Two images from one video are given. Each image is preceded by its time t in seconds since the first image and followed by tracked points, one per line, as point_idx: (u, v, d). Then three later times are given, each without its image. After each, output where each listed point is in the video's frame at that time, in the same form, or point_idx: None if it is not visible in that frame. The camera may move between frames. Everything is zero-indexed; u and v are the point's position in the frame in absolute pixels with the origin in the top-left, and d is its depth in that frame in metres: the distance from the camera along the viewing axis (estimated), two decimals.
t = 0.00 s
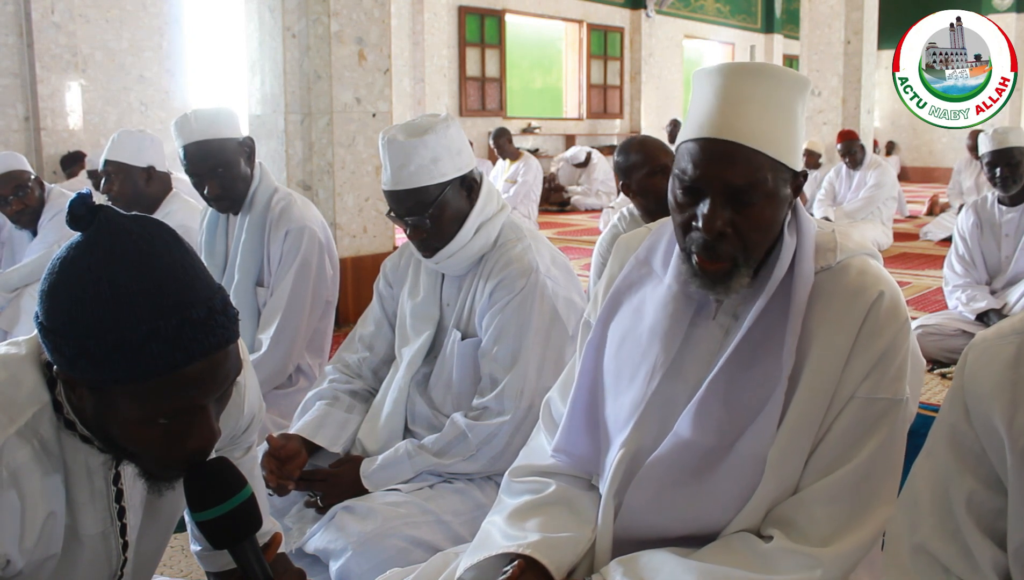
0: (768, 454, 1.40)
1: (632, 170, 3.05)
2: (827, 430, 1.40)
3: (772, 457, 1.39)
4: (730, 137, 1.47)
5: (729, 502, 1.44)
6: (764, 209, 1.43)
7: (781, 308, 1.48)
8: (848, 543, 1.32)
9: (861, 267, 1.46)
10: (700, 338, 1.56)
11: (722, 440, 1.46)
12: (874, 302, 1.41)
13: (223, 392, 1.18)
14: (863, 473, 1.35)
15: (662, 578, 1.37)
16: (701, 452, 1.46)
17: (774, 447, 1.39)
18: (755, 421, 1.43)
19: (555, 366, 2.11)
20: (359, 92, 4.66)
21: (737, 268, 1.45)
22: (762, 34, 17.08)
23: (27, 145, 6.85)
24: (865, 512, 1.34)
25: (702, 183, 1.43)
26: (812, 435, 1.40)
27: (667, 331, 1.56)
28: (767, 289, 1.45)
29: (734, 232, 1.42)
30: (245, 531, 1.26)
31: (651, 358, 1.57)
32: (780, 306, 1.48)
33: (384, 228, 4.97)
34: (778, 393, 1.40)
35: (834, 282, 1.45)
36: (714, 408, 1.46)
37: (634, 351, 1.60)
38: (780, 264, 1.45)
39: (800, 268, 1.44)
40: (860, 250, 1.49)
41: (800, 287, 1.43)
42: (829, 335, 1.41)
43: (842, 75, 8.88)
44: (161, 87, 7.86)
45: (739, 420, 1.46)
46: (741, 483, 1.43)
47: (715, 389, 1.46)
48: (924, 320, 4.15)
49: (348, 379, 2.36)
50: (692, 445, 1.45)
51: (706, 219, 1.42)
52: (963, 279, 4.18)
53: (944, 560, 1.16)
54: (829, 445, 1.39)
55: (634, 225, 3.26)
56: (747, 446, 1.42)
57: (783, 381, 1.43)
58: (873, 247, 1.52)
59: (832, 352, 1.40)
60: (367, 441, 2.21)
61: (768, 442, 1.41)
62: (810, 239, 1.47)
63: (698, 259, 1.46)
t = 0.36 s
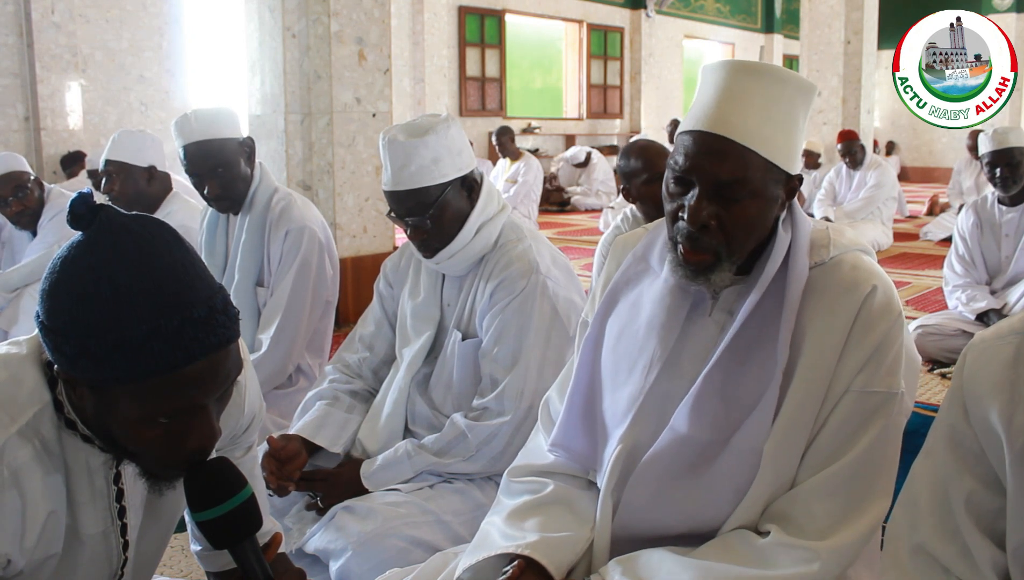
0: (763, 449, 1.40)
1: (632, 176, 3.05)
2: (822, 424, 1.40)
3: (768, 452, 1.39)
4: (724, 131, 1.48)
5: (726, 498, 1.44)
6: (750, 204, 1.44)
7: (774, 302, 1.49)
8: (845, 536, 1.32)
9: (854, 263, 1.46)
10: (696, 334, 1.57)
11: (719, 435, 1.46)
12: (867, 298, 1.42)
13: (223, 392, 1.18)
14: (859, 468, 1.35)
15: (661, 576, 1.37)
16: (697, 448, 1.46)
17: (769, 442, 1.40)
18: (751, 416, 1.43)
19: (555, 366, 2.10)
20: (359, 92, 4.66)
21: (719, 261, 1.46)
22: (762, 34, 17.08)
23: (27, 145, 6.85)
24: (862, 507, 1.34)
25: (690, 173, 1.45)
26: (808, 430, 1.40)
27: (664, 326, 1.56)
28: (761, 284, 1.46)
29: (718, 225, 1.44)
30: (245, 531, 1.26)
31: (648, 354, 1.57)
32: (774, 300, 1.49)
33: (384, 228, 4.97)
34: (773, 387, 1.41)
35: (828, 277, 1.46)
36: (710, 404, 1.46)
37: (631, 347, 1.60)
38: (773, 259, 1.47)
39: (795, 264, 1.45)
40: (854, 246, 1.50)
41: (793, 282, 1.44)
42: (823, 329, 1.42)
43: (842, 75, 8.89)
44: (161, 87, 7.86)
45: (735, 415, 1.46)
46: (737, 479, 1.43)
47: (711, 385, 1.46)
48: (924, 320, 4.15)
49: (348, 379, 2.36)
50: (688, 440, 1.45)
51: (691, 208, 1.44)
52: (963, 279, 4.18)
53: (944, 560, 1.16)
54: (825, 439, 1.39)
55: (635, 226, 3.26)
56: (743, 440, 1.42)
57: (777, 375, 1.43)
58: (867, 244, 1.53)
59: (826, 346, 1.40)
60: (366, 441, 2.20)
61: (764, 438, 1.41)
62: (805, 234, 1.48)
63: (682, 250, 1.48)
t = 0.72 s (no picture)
0: (763, 450, 1.40)
1: (631, 176, 3.05)
2: (822, 425, 1.40)
3: (768, 453, 1.39)
4: (723, 128, 1.47)
5: (725, 499, 1.44)
6: (747, 203, 1.44)
7: (774, 302, 1.48)
8: (845, 538, 1.32)
9: (854, 263, 1.46)
10: (696, 334, 1.57)
11: (718, 435, 1.46)
12: (867, 297, 1.42)
13: (223, 391, 1.18)
14: (859, 469, 1.35)
15: (661, 576, 1.37)
16: (697, 449, 1.46)
17: (769, 443, 1.39)
18: (750, 416, 1.43)
19: (555, 366, 2.10)
20: (359, 92, 4.66)
21: (715, 258, 1.46)
22: (762, 33, 17.08)
23: (27, 145, 6.85)
24: (862, 509, 1.34)
25: (687, 168, 1.46)
26: (807, 430, 1.40)
27: (664, 326, 1.56)
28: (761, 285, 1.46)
29: (715, 222, 1.44)
30: (245, 531, 1.26)
31: (647, 353, 1.57)
32: (773, 300, 1.49)
33: (384, 228, 4.97)
34: (773, 387, 1.41)
35: (827, 277, 1.46)
36: (709, 404, 1.46)
37: (631, 346, 1.60)
38: (772, 260, 1.47)
39: (794, 264, 1.45)
40: (854, 246, 1.50)
41: (793, 282, 1.44)
42: (823, 330, 1.42)
43: (842, 75, 8.89)
44: (161, 87, 7.85)
45: (734, 416, 1.46)
46: (737, 480, 1.43)
47: (710, 385, 1.46)
48: (924, 320, 4.15)
49: (348, 379, 2.37)
50: (688, 440, 1.45)
51: (688, 204, 1.44)
52: (963, 279, 4.18)
53: (945, 559, 1.16)
54: (825, 440, 1.39)
55: (634, 226, 3.26)
56: (743, 441, 1.42)
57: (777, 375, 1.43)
58: (867, 244, 1.53)
59: (826, 346, 1.40)
60: (366, 441, 2.20)
61: (763, 438, 1.41)
62: (805, 234, 1.48)
63: (678, 245, 1.48)
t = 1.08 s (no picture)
0: (764, 452, 1.40)
1: (629, 177, 3.05)
2: (823, 428, 1.40)
3: (769, 455, 1.39)
4: (726, 136, 1.48)
5: (726, 501, 1.44)
6: (750, 208, 1.44)
7: (776, 304, 1.48)
8: (846, 541, 1.32)
9: (856, 265, 1.46)
10: (697, 335, 1.57)
11: (719, 438, 1.46)
12: (869, 300, 1.42)
13: (223, 390, 1.18)
14: (860, 472, 1.35)
15: (662, 577, 1.37)
16: (697, 450, 1.46)
17: (770, 445, 1.39)
18: (751, 419, 1.43)
19: (555, 365, 2.11)
20: (359, 92, 4.66)
21: (719, 265, 1.46)
22: (762, 34, 17.09)
23: (27, 145, 6.86)
24: (863, 512, 1.34)
25: (692, 177, 1.45)
26: (809, 433, 1.40)
27: (665, 327, 1.56)
28: (762, 288, 1.46)
29: (719, 228, 1.43)
30: (245, 531, 1.26)
31: (648, 354, 1.57)
32: (774, 302, 1.49)
33: (384, 228, 4.97)
34: (774, 389, 1.41)
35: (830, 279, 1.46)
36: (710, 405, 1.46)
37: (631, 347, 1.60)
38: (774, 263, 1.47)
39: (796, 265, 1.45)
40: (856, 248, 1.50)
41: (795, 285, 1.44)
42: (825, 332, 1.42)
43: (842, 75, 8.89)
44: (161, 87, 7.85)
45: (735, 418, 1.46)
46: (738, 482, 1.43)
47: (711, 386, 1.46)
48: (924, 320, 4.15)
49: (348, 379, 2.37)
50: (689, 442, 1.45)
51: (693, 212, 1.44)
52: (963, 279, 4.18)
53: (946, 557, 1.16)
54: (826, 443, 1.39)
55: (634, 226, 3.26)
56: (744, 443, 1.42)
57: (779, 377, 1.43)
58: (868, 245, 1.53)
59: (828, 349, 1.40)
60: (366, 441, 2.20)
61: (764, 440, 1.41)
62: (807, 236, 1.48)
63: (682, 252, 1.47)
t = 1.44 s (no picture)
0: (765, 452, 1.40)
1: (630, 178, 3.06)
2: (825, 428, 1.40)
3: (770, 456, 1.39)
4: (726, 132, 1.47)
5: (727, 502, 1.44)
6: (747, 205, 1.44)
7: (776, 304, 1.48)
8: (847, 542, 1.32)
9: (856, 265, 1.46)
10: (698, 336, 1.57)
11: (720, 438, 1.46)
12: (869, 300, 1.41)
13: (223, 389, 1.18)
14: (861, 472, 1.35)
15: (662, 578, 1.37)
16: (698, 451, 1.46)
17: (771, 446, 1.39)
18: (752, 420, 1.44)
19: (555, 366, 2.10)
20: (359, 92, 4.66)
21: (716, 262, 1.46)
22: (762, 34, 17.09)
23: (27, 145, 6.86)
24: (864, 513, 1.34)
25: (690, 175, 1.45)
26: (810, 434, 1.40)
27: (665, 327, 1.56)
28: (762, 288, 1.46)
29: (715, 225, 1.44)
30: (245, 531, 1.26)
31: (648, 353, 1.57)
32: (775, 302, 1.49)
33: (384, 228, 4.97)
34: (775, 390, 1.41)
35: (830, 280, 1.46)
36: (710, 406, 1.46)
37: (632, 347, 1.60)
38: (774, 262, 1.47)
39: (797, 265, 1.45)
40: (856, 248, 1.50)
41: (796, 285, 1.44)
42: (825, 332, 1.42)
43: (842, 75, 8.89)
44: (161, 87, 7.85)
45: (736, 418, 1.46)
46: (739, 483, 1.43)
47: (711, 387, 1.46)
48: (924, 320, 4.15)
49: (348, 379, 2.37)
50: (690, 443, 1.45)
51: (688, 208, 1.44)
52: (963, 279, 4.18)
53: (947, 557, 1.16)
54: (827, 444, 1.39)
55: (634, 226, 3.26)
56: (745, 443, 1.42)
57: (779, 378, 1.43)
58: (868, 246, 1.53)
59: (829, 350, 1.40)
60: (367, 441, 2.20)
61: (765, 441, 1.41)
62: (808, 236, 1.48)
63: (679, 249, 1.47)
